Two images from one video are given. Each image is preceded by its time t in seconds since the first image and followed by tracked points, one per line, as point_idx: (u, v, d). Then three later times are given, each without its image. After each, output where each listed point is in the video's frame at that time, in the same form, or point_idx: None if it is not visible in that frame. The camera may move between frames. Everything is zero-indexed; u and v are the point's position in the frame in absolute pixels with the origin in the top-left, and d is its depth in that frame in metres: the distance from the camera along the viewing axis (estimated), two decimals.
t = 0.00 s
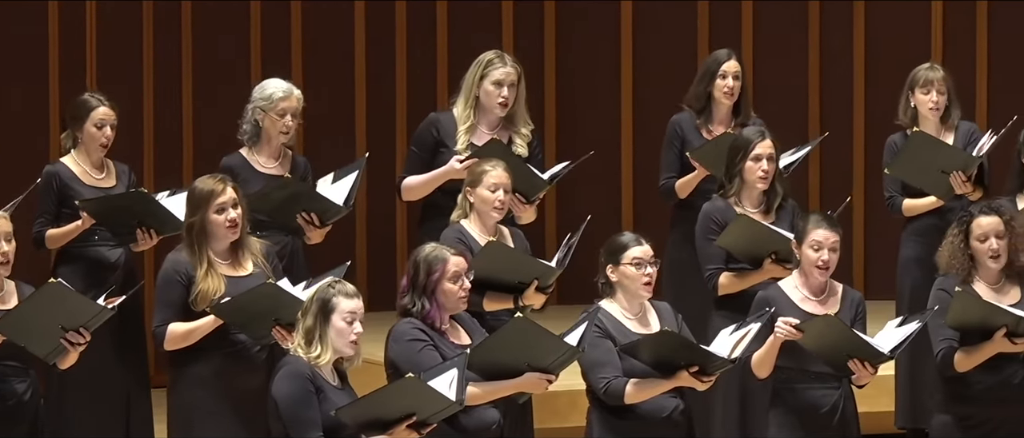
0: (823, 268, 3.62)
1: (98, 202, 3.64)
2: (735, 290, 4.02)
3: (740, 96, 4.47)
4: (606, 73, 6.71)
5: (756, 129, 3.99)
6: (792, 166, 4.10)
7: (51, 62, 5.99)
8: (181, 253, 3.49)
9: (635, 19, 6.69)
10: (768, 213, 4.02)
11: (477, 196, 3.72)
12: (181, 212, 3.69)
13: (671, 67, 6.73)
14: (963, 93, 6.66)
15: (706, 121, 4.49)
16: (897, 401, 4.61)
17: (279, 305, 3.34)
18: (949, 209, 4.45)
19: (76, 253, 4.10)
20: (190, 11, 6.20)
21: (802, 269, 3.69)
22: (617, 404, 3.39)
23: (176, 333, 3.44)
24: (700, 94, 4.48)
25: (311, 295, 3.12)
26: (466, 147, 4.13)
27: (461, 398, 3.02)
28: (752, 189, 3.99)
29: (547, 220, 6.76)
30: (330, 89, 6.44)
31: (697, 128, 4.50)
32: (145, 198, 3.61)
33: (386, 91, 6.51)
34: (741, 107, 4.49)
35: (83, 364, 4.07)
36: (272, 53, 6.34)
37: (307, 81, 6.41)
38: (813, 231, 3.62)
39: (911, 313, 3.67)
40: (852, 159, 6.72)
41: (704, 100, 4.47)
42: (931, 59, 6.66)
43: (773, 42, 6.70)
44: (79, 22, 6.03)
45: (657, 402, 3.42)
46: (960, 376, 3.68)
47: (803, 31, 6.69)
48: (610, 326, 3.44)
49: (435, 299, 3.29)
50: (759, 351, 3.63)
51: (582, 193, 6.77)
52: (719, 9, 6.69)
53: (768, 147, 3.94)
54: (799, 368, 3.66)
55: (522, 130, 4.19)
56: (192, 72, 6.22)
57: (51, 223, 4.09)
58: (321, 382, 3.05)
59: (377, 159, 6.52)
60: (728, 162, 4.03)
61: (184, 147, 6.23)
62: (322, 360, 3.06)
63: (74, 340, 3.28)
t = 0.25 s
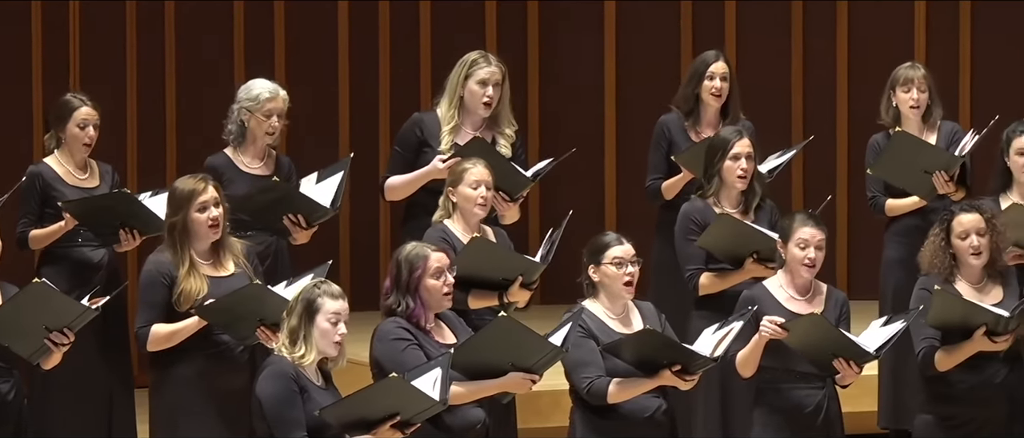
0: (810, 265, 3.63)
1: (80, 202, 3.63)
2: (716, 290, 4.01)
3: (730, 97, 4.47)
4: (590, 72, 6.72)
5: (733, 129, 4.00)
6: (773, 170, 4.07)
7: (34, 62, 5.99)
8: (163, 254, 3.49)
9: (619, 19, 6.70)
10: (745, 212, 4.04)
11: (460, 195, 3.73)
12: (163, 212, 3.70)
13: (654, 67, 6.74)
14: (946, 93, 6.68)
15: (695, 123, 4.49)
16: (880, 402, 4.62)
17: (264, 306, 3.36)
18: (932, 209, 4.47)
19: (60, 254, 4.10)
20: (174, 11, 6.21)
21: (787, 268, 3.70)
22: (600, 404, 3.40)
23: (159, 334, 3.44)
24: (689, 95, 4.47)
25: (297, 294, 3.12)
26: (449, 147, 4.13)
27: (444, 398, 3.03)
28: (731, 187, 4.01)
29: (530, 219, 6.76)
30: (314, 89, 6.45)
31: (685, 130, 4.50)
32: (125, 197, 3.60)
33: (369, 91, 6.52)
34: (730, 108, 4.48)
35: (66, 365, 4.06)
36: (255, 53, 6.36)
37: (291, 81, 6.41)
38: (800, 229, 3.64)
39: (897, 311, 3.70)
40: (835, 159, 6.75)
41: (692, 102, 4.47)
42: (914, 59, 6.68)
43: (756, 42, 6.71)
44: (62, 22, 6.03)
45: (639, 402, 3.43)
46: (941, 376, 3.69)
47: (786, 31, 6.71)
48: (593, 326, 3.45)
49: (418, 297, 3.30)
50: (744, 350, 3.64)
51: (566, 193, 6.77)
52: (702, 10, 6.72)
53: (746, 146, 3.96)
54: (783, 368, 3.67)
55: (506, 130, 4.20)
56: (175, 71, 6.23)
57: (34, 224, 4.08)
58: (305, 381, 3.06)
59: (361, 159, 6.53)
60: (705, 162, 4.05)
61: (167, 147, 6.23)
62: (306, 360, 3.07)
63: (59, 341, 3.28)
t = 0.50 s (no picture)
0: (797, 265, 3.64)
1: (63, 203, 3.62)
2: (696, 291, 4.01)
3: (717, 98, 4.47)
4: (573, 72, 6.73)
5: (710, 130, 4.02)
6: (760, 171, 4.09)
7: (16, 62, 5.98)
8: (145, 254, 3.50)
9: (602, 19, 6.72)
10: (723, 212, 4.06)
11: (442, 196, 3.74)
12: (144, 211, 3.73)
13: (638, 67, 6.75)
14: (927, 92, 6.71)
15: (682, 125, 4.49)
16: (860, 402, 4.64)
17: (246, 306, 3.37)
18: (913, 210, 4.48)
19: (42, 254, 4.09)
20: (156, 11, 6.20)
21: (772, 268, 3.70)
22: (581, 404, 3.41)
23: (142, 335, 3.46)
24: (676, 96, 4.48)
25: (282, 294, 3.12)
26: (433, 147, 4.14)
27: (427, 398, 3.04)
28: (708, 188, 4.02)
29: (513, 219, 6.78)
30: (297, 89, 6.46)
31: (672, 131, 4.51)
32: (106, 197, 3.61)
33: (352, 91, 6.53)
34: (717, 109, 4.48)
35: (49, 365, 4.05)
36: (239, 53, 6.36)
37: (274, 81, 6.42)
38: (787, 228, 3.65)
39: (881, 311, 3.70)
40: (818, 158, 6.77)
41: (679, 103, 4.48)
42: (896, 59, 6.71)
43: (739, 43, 6.73)
44: (44, 23, 6.02)
45: (622, 403, 3.44)
46: (920, 374, 3.71)
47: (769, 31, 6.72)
48: (575, 326, 3.46)
49: (401, 297, 3.30)
50: (728, 351, 3.65)
51: (549, 193, 6.78)
52: (685, 10, 6.73)
53: (723, 146, 3.97)
54: (767, 368, 3.68)
55: (490, 132, 4.21)
56: (158, 72, 6.22)
57: (17, 225, 4.07)
58: (288, 381, 3.06)
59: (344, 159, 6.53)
60: (684, 163, 4.06)
61: (149, 147, 6.24)
62: (289, 361, 3.07)
63: (43, 340, 3.28)
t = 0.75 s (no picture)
0: (778, 265, 3.65)
1: (46, 202, 3.62)
2: (678, 292, 4.02)
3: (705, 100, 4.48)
4: (556, 72, 6.74)
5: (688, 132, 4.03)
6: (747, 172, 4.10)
7: None
8: (127, 255, 3.52)
9: (585, 19, 6.73)
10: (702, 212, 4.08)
11: (423, 196, 3.74)
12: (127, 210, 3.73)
13: (621, 67, 6.76)
14: (910, 93, 6.73)
15: (669, 125, 4.50)
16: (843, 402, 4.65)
17: (229, 303, 3.37)
18: (895, 211, 4.49)
19: (24, 254, 4.08)
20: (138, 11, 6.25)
21: (755, 268, 3.72)
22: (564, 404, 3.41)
23: (126, 336, 3.47)
24: (663, 97, 4.49)
25: (267, 294, 3.12)
26: (416, 148, 4.14)
27: (410, 398, 3.04)
28: (687, 189, 4.03)
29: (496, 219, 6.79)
30: (280, 89, 6.47)
31: (658, 130, 4.51)
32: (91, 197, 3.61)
33: (335, 91, 6.54)
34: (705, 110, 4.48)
35: (33, 365, 4.05)
36: (222, 53, 6.39)
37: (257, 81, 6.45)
38: (768, 230, 3.66)
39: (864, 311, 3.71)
40: (801, 158, 6.81)
41: (667, 104, 4.49)
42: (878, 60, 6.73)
43: (721, 44, 6.75)
44: (27, 22, 6.10)
45: (604, 403, 3.46)
46: (901, 373, 3.73)
47: (752, 32, 6.74)
48: (558, 326, 3.46)
49: (385, 297, 3.31)
50: (711, 352, 3.65)
51: (532, 194, 6.80)
52: (668, 10, 6.75)
53: (702, 148, 3.98)
54: (751, 368, 3.68)
55: (474, 133, 4.21)
56: (140, 72, 6.27)
57: None
58: (271, 382, 3.06)
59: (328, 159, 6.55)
60: (663, 164, 4.07)
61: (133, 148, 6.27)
62: (272, 361, 3.07)
63: (27, 340, 3.28)
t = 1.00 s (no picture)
0: (758, 262, 3.66)
1: (25, 203, 3.61)
2: (657, 291, 4.02)
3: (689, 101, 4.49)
4: (536, 72, 6.76)
5: (665, 132, 4.05)
6: (730, 173, 4.11)
7: None
8: (107, 255, 3.53)
9: (565, 19, 6.74)
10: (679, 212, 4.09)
11: (401, 196, 3.75)
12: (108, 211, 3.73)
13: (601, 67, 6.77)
14: (889, 93, 6.76)
15: (654, 125, 4.51)
16: (826, 401, 4.67)
17: (210, 303, 3.37)
18: (872, 211, 4.51)
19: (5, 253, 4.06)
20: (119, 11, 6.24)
21: (735, 267, 3.73)
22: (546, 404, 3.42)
23: (107, 336, 3.48)
24: (648, 99, 4.50)
25: (248, 294, 3.12)
26: (394, 148, 4.15)
27: (391, 398, 3.05)
28: (664, 190, 4.04)
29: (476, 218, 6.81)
30: (260, 89, 6.46)
31: (642, 129, 4.52)
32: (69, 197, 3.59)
33: (315, 91, 6.54)
34: (690, 111, 4.50)
35: (15, 366, 4.03)
36: (202, 53, 6.38)
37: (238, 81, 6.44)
38: (747, 225, 3.68)
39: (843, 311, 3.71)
40: (782, 158, 6.82)
41: (651, 105, 4.50)
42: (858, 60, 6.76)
43: (701, 43, 6.77)
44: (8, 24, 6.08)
45: (586, 403, 3.46)
46: (880, 372, 3.73)
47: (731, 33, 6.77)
48: (540, 326, 3.47)
49: (367, 297, 3.31)
50: (692, 351, 3.65)
51: (511, 193, 6.82)
52: (648, 10, 6.76)
53: (677, 148, 4.00)
54: (732, 368, 3.69)
55: (453, 132, 4.22)
56: (121, 72, 6.27)
57: None
58: (252, 382, 3.06)
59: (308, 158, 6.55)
60: (639, 165, 4.08)
61: (113, 148, 6.28)
62: (253, 361, 3.07)
63: (9, 340, 3.27)
